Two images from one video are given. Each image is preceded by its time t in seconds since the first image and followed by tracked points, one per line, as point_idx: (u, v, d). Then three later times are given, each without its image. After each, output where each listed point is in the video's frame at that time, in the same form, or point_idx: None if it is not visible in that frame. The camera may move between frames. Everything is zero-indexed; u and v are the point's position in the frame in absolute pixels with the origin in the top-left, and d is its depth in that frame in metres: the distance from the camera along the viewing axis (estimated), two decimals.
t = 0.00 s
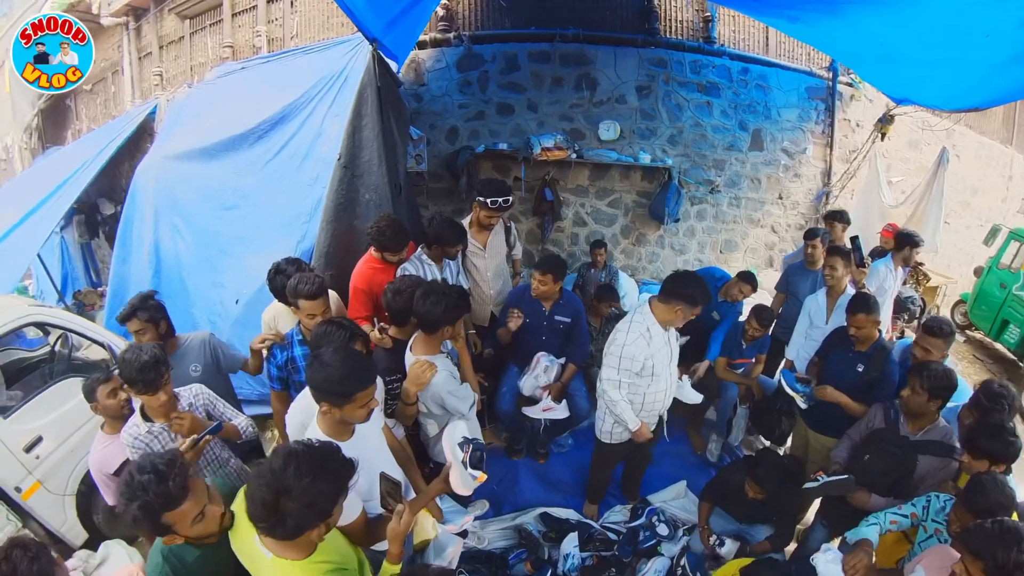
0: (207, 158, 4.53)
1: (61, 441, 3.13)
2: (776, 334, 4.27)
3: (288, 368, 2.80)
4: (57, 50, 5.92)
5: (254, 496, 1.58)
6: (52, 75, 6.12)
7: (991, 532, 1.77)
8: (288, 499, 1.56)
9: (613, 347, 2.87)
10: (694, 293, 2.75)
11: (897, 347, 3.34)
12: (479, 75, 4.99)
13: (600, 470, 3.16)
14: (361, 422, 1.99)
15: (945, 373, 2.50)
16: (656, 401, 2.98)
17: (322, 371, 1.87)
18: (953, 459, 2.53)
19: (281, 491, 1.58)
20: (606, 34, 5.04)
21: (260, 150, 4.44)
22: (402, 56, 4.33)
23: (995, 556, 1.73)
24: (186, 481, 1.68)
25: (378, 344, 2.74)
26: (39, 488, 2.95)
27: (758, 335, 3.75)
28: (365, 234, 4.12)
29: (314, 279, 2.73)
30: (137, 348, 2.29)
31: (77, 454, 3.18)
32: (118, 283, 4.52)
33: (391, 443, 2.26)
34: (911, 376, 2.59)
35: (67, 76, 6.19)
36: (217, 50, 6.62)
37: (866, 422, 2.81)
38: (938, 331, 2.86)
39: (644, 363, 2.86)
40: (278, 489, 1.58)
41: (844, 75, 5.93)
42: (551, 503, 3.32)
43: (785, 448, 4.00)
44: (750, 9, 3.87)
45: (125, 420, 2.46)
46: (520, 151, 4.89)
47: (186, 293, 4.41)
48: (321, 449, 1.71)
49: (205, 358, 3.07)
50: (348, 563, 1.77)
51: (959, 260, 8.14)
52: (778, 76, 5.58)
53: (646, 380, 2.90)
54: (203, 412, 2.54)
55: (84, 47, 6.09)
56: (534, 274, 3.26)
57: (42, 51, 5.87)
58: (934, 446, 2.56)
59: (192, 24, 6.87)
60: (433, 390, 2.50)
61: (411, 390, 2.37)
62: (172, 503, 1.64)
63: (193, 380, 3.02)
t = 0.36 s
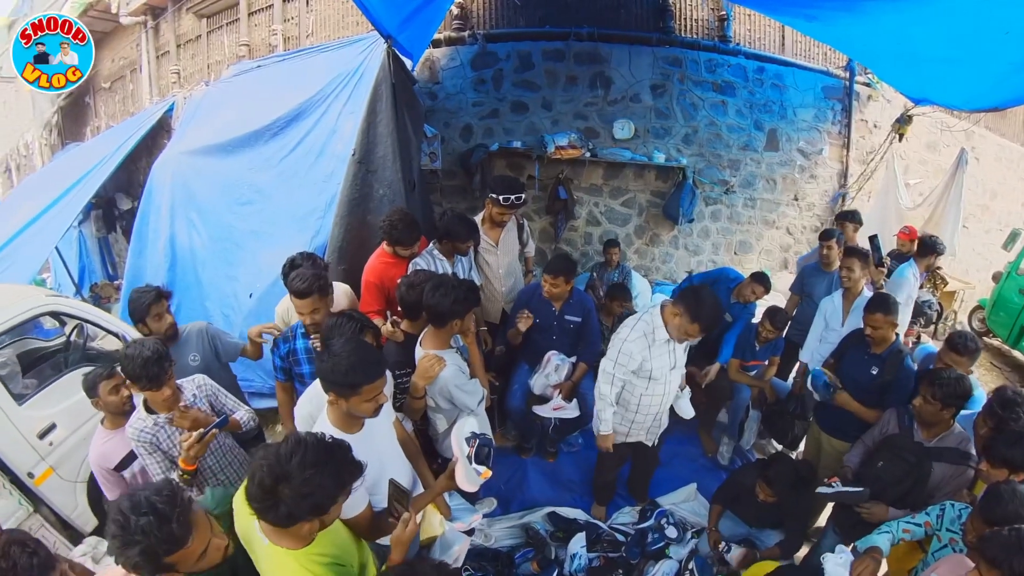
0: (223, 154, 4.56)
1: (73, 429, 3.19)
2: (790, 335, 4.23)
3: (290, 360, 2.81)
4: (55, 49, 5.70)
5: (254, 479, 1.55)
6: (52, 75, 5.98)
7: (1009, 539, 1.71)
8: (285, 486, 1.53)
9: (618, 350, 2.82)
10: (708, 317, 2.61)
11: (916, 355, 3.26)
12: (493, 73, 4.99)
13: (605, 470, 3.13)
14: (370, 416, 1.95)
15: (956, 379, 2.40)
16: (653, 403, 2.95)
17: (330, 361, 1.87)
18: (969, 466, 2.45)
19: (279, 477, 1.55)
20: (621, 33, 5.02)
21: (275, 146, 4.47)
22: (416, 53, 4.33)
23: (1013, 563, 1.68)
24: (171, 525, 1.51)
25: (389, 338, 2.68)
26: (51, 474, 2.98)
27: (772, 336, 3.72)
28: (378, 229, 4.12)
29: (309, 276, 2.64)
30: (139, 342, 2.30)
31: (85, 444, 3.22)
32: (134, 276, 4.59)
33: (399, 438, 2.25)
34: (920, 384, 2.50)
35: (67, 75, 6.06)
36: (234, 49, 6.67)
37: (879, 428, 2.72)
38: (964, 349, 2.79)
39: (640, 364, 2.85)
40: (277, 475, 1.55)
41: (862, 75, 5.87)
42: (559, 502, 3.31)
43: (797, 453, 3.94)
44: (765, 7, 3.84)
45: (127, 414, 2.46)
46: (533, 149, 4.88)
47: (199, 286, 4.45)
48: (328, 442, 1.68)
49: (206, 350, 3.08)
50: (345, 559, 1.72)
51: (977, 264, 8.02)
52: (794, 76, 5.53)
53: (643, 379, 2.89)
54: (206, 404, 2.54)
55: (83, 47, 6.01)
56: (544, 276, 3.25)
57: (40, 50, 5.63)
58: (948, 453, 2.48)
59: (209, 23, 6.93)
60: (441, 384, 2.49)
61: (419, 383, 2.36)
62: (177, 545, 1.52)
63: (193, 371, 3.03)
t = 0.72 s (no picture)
0: (232, 152, 4.60)
1: (82, 422, 3.22)
2: (798, 336, 4.21)
3: (281, 356, 2.93)
4: (57, 49, 5.69)
5: (249, 481, 1.53)
6: (52, 75, 5.97)
7: (1015, 546, 1.70)
8: (278, 493, 1.50)
9: (614, 348, 2.81)
10: (706, 321, 2.56)
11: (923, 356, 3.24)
12: (501, 73, 5.00)
13: (607, 470, 3.14)
14: (375, 412, 1.96)
15: (964, 383, 2.37)
16: (654, 401, 2.92)
17: (337, 356, 1.87)
18: (978, 471, 2.43)
19: (274, 483, 1.52)
20: (629, 33, 5.02)
21: (284, 145, 4.49)
22: (425, 53, 4.35)
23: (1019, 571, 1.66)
24: (175, 532, 1.45)
25: (395, 333, 2.74)
26: (59, 465, 3.01)
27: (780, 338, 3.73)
28: (385, 227, 4.14)
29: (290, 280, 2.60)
30: (150, 335, 2.32)
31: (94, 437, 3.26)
32: (144, 272, 4.65)
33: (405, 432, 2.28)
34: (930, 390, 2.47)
35: (66, 76, 6.03)
36: (244, 49, 6.72)
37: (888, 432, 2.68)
38: (972, 345, 2.77)
39: (636, 361, 2.84)
40: (272, 480, 1.52)
41: (872, 75, 5.83)
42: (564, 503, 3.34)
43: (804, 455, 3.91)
44: (773, 7, 3.83)
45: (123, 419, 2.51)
46: (541, 149, 4.88)
47: (208, 283, 4.50)
48: (329, 454, 1.63)
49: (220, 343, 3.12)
50: (340, 557, 1.71)
51: (989, 267, 7.95)
52: (803, 76, 5.50)
53: (640, 376, 2.88)
54: (212, 400, 2.55)
55: (82, 47, 5.98)
56: (553, 280, 3.25)
57: (41, 49, 5.63)
58: (956, 457, 2.45)
59: (219, 24, 6.98)
60: (445, 379, 2.50)
61: (423, 378, 2.37)
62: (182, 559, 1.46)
63: (207, 362, 3.09)
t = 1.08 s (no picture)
0: (234, 151, 4.59)
1: (81, 420, 3.21)
2: (802, 337, 4.17)
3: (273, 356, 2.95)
4: (56, 49, 5.69)
5: (224, 492, 1.51)
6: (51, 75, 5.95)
7: None
8: (251, 506, 1.47)
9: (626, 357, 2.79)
10: (722, 340, 2.46)
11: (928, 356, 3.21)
12: (504, 72, 4.98)
13: (610, 475, 3.11)
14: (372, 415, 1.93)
15: (973, 389, 2.33)
16: (657, 408, 2.88)
17: (335, 360, 1.84)
18: (986, 475, 2.38)
19: (247, 495, 1.48)
20: (632, 32, 4.99)
21: (286, 144, 4.48)
22: (427, 52, 4.33)
23: None
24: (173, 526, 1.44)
25: (393, 333, 2.73)
26: (59, 463, 3.00)
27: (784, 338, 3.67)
28: (387, 226, 4.13)
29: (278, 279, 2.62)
30: (154, 330, 2.31)
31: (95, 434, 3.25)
32: (146, 270, 4.65)
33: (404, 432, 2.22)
34: (939, 397, 2.44)
35: (63, 76, 5.96)
36: (246, 48, 6.71)
37: (896, 433, 2.68)
38: (978, 346, 2.73)
39: (647, 369, 2.80)
40: (244, 493, 1.49)
41: (876, 74, 5.80)
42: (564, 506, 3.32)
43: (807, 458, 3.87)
44: (777, 6, 3.81)
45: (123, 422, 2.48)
46: (544, 149, 4.87)
47: (209, 282, 4.50)
48: (308, 464, 1.57)
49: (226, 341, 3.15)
50: (330, 561, 1.71)
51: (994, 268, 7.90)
52: (807, 75, 5.47)
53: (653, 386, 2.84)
54: (217, 400, 2.53)
55: (81, 47, 5.98)
56: (556, 276, 3.21)
57: (43, 50, 5.62)
58: (963, 461, 2.42)
59: (222, 23, 6.97)
60: (446, 379, 2.48)
61: (423, 378, 2.34)
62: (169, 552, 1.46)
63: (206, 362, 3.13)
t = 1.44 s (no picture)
0: (238, 154, 4.65)
1: (88, 420, 3.27)
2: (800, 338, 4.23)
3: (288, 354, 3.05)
4: (56, 49, 5.72)
5: (244, 486, 1.56)
6: (52, 75, 5.98)
7: (1010, 545, 1.73)
8: (273, 497, 1.53)
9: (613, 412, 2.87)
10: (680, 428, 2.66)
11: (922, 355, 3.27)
12: (504, 76, 5.04)
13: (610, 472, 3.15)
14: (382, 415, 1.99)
15: (963, 391, 2.39)
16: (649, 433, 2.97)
17: (350, 361, 1.90)
18: (976, 470, 2.44)
19: (269, 487, 1.54)
20: (632, 36, 5.05)
21: (289, 147, 4.54)
22: (429, 56, 4.39)
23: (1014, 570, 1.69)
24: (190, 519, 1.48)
25: (400, 333, 2.81)
26: (66, 462, 3.06)
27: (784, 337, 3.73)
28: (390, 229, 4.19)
29: (297, 280, 2.69)
30: (172, 330, 2.37)
31: (102, 434, 3.32)
32: (152, 271, 4.71)
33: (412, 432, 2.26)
34: (929, 400, 2.49)
35: (63, 76, 5.99)
36: (249, 51, 6.77)
37: (885, 431, 2.69)
38: (974, 346, 2.77)
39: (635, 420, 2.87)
40: (266, 484, 1.54)
41: (873, 77, 5.86)
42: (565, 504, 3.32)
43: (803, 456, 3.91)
44: (775, 11, 3.89)
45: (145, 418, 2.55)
46: (544, 152, 4.93)
47: (214, 283, 4.55)
48: (322, 452, 1.64)
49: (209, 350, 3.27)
50: (347, 552, 1.76)
51: (990, 269, 7.97)
52: (805, 78, 5.53)
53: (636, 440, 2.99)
54: (233, 400, 2.59)
55: (82, 47, 6.01)
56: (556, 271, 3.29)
57: (40, 49, 5.68)
58: (955, 458, 2.47)
59: (224, 26, 7.03)
60: (452, 378, 2.53)
61: (430, 377, 2.40)
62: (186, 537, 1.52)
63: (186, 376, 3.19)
